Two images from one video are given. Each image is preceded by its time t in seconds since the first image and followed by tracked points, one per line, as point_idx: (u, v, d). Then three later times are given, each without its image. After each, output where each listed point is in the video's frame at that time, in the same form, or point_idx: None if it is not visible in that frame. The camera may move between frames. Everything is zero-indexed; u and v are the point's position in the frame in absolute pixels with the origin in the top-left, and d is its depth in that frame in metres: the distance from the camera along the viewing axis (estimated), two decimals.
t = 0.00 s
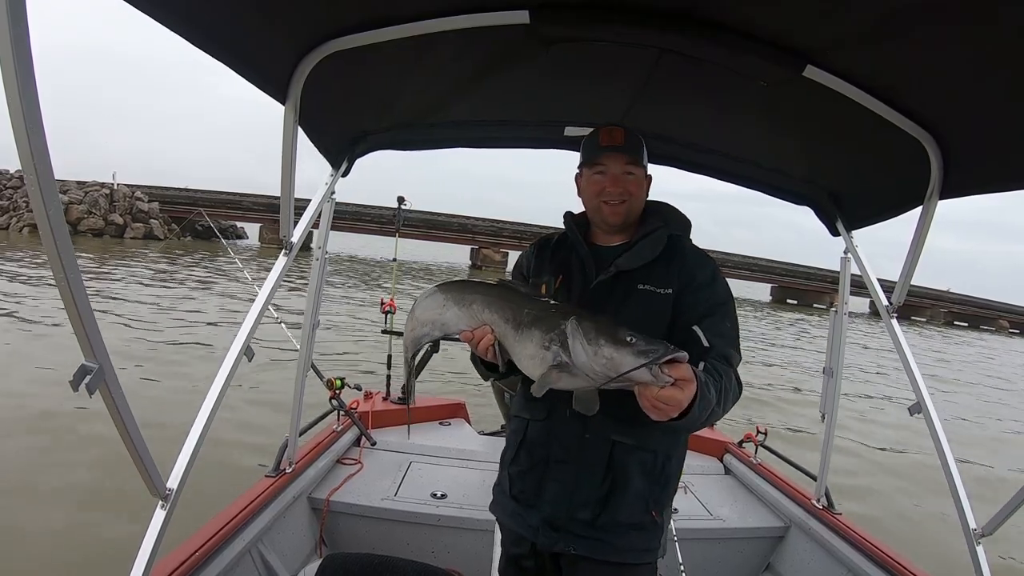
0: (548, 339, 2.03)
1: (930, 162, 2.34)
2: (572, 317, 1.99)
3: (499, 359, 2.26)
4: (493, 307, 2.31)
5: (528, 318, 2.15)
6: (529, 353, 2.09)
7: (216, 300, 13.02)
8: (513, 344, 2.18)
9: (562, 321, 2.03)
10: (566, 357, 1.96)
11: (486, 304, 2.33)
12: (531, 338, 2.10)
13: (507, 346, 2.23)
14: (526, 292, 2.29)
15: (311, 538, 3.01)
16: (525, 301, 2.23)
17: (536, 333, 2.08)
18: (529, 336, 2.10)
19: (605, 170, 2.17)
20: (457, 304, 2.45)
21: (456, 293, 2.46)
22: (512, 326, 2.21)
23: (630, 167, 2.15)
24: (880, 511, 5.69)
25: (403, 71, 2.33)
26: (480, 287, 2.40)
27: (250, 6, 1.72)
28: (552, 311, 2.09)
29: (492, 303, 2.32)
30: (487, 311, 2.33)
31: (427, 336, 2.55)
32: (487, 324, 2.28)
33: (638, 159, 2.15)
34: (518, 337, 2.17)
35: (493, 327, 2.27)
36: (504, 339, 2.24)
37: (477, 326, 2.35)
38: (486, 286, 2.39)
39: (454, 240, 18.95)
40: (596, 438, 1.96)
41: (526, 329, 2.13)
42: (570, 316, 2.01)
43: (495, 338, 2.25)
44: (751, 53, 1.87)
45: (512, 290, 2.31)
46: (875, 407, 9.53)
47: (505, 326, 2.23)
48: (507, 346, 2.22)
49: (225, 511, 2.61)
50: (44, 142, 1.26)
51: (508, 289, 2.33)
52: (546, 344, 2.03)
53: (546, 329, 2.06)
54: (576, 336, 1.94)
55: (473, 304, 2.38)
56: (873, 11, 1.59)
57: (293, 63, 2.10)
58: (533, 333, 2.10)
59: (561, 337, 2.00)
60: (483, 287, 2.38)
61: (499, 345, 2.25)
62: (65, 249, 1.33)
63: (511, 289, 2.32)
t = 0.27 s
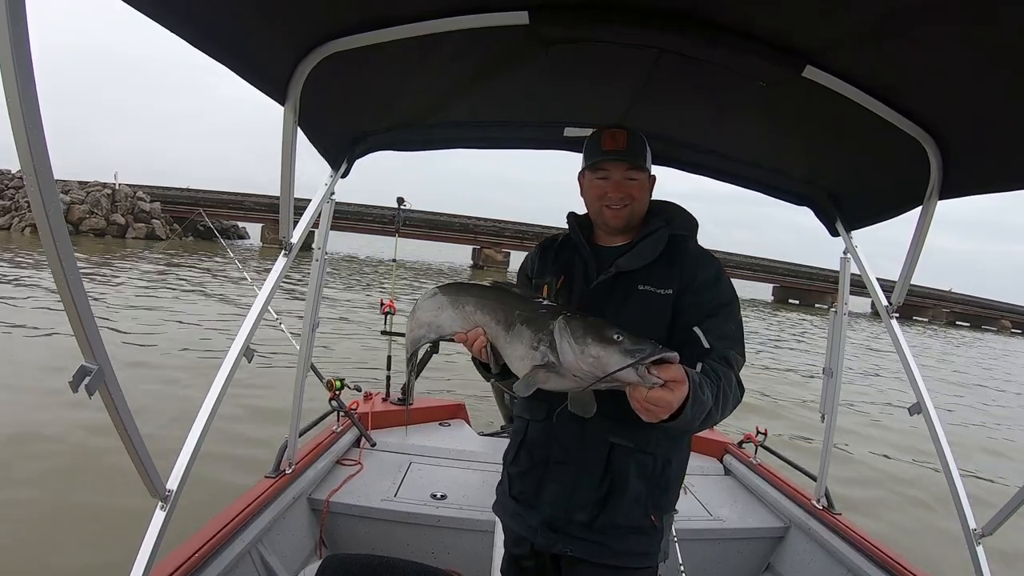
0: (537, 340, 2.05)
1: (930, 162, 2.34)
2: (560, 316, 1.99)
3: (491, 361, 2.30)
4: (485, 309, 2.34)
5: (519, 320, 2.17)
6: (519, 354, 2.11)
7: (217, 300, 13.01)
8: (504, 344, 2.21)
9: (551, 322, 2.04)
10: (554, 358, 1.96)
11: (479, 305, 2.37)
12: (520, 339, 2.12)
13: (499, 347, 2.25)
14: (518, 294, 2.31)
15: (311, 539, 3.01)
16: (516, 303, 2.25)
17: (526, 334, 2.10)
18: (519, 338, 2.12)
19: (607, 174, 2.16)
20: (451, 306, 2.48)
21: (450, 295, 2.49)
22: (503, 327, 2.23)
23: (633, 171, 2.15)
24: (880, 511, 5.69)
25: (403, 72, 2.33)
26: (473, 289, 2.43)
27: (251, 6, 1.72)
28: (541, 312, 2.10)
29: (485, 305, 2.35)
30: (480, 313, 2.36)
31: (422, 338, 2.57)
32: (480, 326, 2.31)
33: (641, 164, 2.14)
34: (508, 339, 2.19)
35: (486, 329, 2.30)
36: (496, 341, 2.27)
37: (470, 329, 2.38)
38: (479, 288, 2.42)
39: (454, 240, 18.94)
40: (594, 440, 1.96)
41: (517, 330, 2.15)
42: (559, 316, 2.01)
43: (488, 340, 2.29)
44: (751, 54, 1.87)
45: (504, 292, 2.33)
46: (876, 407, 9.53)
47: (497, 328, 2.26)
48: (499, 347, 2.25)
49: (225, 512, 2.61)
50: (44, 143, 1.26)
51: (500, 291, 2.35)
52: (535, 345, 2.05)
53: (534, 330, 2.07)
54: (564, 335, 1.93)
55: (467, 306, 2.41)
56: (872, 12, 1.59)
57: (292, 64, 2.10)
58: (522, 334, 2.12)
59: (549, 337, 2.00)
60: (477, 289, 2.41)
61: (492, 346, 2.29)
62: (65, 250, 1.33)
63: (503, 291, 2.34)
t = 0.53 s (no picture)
0: (525, 339, 2.05)
1: (930, 162, 2.33)
2: (546, 317, 1.99)
3: (484, 360, 2.31)
4: (478, 308, 2.34)
5: (509, 319, 2.17)
6: (508, 353, 2.12)
7: (218, 300, 13.01)
8: (494, 342, 2.22)
9: (538, 322, 2.03)
10: (541, 358, 1.97)
11: (472, 305, 2.37)
12: (509, 337, 2.13)
13: (491, 347, 2.26)
14: (511, 293, 2.30)
15: (311, 538, 3.01)
16: (507, 302, 2.25)
17: (515, 334, 2.10)
18: (507, 337, 2.13)
19: (615, 178, 2.14)
20: (447, 305, 2.49)
21: (446, 295, 2.51)
22: (494, 326, 2.23)
23: (642, 178, 2.12)
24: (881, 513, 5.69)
25: (403, 73, 2.34)
26: (468, 289, 2.44)
27: (251, 6, 1.72)
28: (530, 311, 2.10)
29: (477, 304, 2.35)
30: (473, 312, 2.36)
31: (422, 338, 2.60)
32: (472, 325, 2.32)
33: (651, 172, 2.11)
34: (499, 337, 2.19)
35: (479, 329, 2.31)
36: (488, 340, 2.28)
37: (463, 328, 2.39)
38: (474, 288, 2.42)
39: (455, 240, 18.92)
40: (592, 440, 1.95)
41: (504, 328, 2.16)
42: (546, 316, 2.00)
43: (480, 340, 2.30)
44: (751, 53, 1.87)
45: (497, 291, 2.34)
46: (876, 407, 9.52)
47: (488, 327, 2.26)
48: (490, 345, 2.25)
49: (224, 512, 2.61)
50: (44, 145, 1.25)
51: (493, 290, 2.35)
52: (523, 344, 2.05)
53: (522, 328, 2.08)
54: (549, 336, 1.93)
55: (461, 306, 2.42)
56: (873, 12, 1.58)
57: (292, 64, 2.09)
58: (511, 333, 2.12)
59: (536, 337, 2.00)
60: (471, 289, 2.42)
61: (484, 345, 2.30)
62: (65, 251, 1.33)
63: (496, 290, 2.35)
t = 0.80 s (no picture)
0: (522, 343, 2.05)
1: (931, 161, 2.33)
2: (543, 323, 1.98)
3: (483, 361, 2.31)
4: (477, 309, 2.34)
5: (507, 321, 2.16)
6: (505, 356, 2.12)
7: (219, 300, 13.01)
8: (492, 345, 2.23)
9: (535, 326, 2.03)
10: (536, 363, 1.96)
11: (473, 305, 2.37)
12: (505, 341, 2.13)
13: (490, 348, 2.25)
14: (511, 295, 2.30)
15: (311, 538, 3.01)
16: (506, 304, 2.24)
17: (512, 337, 2.10)
18: (505, 340, 2.12)
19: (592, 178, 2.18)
20: (448, 305, 2.49)
21: (448, 295, 2.51)
22: (493, 328, 2.23)
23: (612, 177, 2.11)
24: (881, 513, 5.69)
25: (403, 72, 2.34)
26: (469, 289, 2.44)
27: (250, 6, 1.72)
28: (529, 315, 2.09)
29: (477, 305, 2.36)
30: (473, 312, 2.36)
31: (423, 338, 2.61)
32: (471, 326, 2.33)
33: (619, 171, 2.07)
34: (497, 339, 2.19)
35: (478, 330, 2.31)
36: (487, 341, 2.28)
37: (464, 329, 2.39)
38: (475, 288, 2.43)
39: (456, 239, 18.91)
40: (592, 441, 1.95)
41: (503, 331, 2.16)
42: (543, 322, 1.99)
43: (479, 341, 2.30)
44: (751, 53, 1.87)
45: (497, 292, 2.34)
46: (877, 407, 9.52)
47: (487, 329, 2.26)
48: (489, 346, 2.25)
49: (224, 511, 2.61)
50: (45, 144, 1.26)
51: (494, 291, 2.35)
52: (520, 348, 2.05)
53: (517, 332, 2.09)
54: (544, 343, 1.92)
55: (462, 306, 2.42)
56: (872, 11, 1.58)
57: (292, 64, 2.10)
58: (508, 337, 2.12)
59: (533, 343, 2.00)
60: (472, 290, 2.42)
61: (483, 346, 2.30)
62: (66, 250, 1.33)
63: (497, 292, 2.35)
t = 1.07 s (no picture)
0: (529, 345, 2.05)
1: (931, 161, 2.33)
2: (551, 325, 1.98)
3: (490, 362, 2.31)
4: (484, 309, 2.35)
5: (514, 323, 2.17)
6: (512, 357, 2.12)
7: (219, 300, 13.01)
8: (499, 345, 2.23)
9: (543, 328, 2.03)
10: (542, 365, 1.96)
11: (479, 305, 2.37)
12: (512, 342, 2.13)
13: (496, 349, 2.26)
14: (517, 296, 2.30)
15: (311, 537, 3.01)
16: (513, 305, 2.24)
17: (519, 339, 2.10)
18: (512, 342, 2.13)
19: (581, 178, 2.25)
20: (454, 304, 2.50)
21: (454, 294, 2.51)
22: (499, 329, 2.23)
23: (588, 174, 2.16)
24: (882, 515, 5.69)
25: (403, 72, 2.34)
26: (476, 290, 2.44)
27: (250, 5, 1.72)
28: (536, 316, 2.10)
29: (483, 305, 2.36)
30: (479, 313, 2.37)
31: (428, 336, 2.61)
32: (478, 327, 2.33)
33: (592, 167, 2.12)
34: (503, 340, 2.20)
35: (485, 330, 2.32)
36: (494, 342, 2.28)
37: (470, 329, 2.40)
38: (482, 288, 2.43)
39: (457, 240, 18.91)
40: (591, 440, 1.95)
41: (509, 332, 2.16)
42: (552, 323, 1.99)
43: (486, 342, 2.31)
44: (750, 52, 1.87)
45: (504, 293, 2.34)
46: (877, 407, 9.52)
47: (493, 330, 2.27)
48: (495, 347, 2.26)
49: (225, 510, 2.62)
50: (45, 143, 1.26)
51: (500, 292, 2.36)
52: (527, 350, 2.05)
53: (525, 334, 2.08)
54: (551, 345, 1.92)
55: (468, 306, 2.43)
56: (872, 11, 1.59)
57: (292, 63, 2.10)
58: (515, 338, 2.12)
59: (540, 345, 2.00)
60: (479, 290, 2.42)
61: (489, 347, 2.30)
62: (65, 249, 1.33)
63: (503, 292, 2.35)
